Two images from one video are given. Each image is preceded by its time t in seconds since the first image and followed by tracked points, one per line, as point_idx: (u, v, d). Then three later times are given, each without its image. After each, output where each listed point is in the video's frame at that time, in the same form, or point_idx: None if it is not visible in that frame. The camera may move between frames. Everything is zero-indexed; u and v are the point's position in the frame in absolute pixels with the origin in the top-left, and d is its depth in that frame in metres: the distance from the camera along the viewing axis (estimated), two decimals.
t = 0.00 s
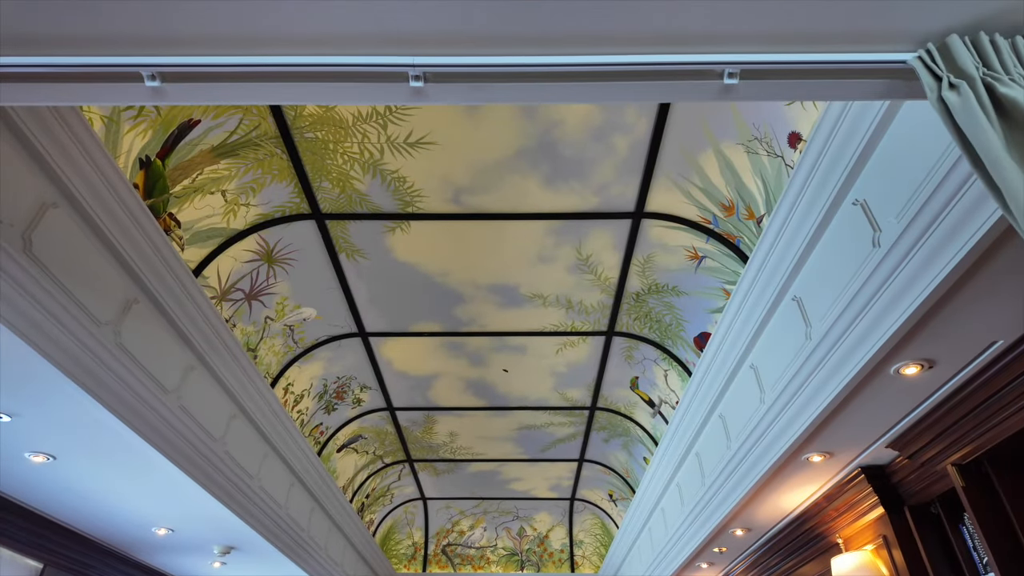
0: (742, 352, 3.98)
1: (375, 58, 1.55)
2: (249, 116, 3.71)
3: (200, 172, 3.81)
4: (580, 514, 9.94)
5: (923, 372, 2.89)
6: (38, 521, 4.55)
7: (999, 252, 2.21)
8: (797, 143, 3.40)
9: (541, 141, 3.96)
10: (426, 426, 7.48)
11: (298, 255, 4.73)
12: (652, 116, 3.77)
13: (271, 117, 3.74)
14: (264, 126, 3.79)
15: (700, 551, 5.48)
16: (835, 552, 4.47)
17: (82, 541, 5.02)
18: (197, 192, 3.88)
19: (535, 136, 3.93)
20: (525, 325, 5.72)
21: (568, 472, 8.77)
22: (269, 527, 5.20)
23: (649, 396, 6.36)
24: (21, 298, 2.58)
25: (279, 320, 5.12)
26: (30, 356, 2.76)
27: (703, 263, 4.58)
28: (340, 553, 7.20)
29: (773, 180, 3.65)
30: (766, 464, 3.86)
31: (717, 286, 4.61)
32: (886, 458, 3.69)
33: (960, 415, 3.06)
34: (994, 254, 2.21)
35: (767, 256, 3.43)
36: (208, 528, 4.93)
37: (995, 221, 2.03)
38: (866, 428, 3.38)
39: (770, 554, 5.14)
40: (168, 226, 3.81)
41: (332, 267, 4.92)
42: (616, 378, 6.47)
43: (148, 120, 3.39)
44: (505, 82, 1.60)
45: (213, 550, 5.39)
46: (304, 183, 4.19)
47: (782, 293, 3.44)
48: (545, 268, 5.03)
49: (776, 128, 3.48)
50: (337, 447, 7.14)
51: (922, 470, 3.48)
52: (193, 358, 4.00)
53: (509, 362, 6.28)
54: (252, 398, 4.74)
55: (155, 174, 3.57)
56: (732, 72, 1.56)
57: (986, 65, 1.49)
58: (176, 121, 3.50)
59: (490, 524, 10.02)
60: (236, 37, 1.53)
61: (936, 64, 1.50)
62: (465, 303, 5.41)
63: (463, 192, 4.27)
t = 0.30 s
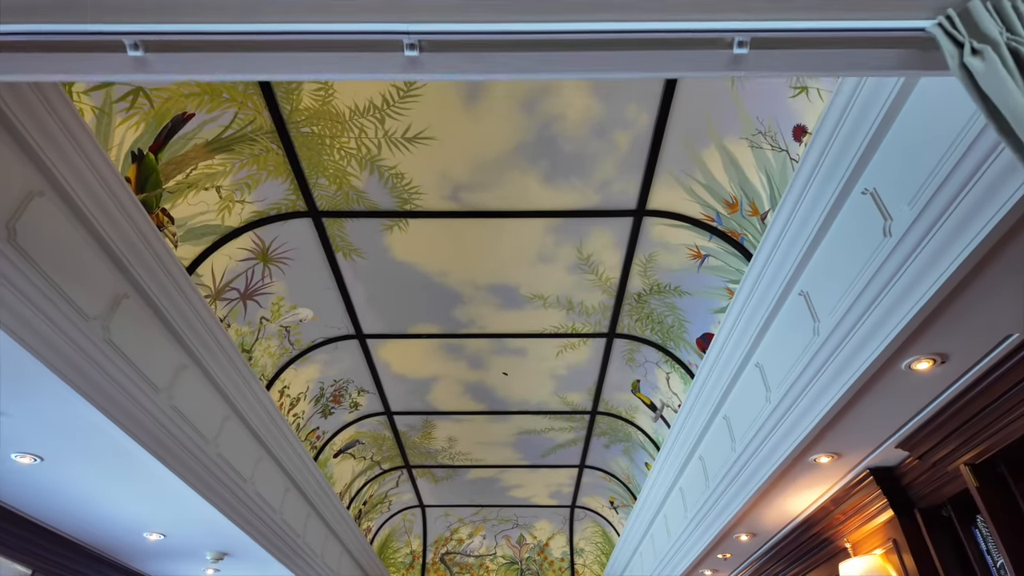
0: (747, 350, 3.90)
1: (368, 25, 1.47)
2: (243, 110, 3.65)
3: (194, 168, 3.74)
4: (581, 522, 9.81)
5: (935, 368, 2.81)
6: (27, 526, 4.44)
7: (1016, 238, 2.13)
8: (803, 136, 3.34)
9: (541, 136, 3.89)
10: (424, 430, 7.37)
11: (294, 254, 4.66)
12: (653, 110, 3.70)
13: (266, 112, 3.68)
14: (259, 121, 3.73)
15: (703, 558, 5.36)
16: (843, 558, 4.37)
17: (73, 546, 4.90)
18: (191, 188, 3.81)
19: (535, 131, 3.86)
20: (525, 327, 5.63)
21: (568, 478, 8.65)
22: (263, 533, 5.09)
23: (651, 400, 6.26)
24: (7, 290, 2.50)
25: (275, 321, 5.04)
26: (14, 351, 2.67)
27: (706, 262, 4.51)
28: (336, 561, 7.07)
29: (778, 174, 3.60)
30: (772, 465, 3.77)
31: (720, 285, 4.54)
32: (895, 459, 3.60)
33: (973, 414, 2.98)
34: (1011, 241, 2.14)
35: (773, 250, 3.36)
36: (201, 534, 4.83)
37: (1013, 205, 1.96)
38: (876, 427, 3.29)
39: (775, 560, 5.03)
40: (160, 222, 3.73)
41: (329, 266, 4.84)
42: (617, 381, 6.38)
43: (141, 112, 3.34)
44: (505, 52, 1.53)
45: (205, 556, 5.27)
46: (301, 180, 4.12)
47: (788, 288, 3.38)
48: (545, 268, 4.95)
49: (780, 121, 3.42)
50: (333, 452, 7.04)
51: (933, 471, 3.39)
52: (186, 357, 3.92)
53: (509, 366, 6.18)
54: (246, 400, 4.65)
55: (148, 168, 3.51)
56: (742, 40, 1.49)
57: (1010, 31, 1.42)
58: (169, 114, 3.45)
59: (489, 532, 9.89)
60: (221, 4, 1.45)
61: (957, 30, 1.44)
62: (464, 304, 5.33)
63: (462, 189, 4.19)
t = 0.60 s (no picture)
0: (756, 339, 3.78)
1: None
2: (232, 91, 3.51)
3: (180, 151, 3.61)
4: (581, 526, 9.62)
5: (957, 352, 2.66)
6: (8, 525, 4.27)
7: None
8: (812, 115, 3.21)
9: (540, 118, 3.75)
10: (421, 431, 7.21)
11: (285, 244, 4.51)
12: (656, 91, 3.57)
13: (255, 92, 3.54)
14: (248, 102, 3.59)
15: (708, 560, 5.20)
16: (854, 558, 4.20)
17: (59, 547, 4.73)
18: (177, 172, 3.67)
19: (535, 113, 3.72)
20: (524, 323, 5.48)
21: (569, 481, 8.47)
22: (253, 533, 4.92)
23: (653, 398, 6.11)
24: None
25: (266, 315, 4.89)
26: None
27: (710, 251, 4.37)
28: (331, 564, 6.90)
29: (787, 156, 3.47)
30: (781, 459, 3.62)
31: (726, 276, 4.39)
32: (911, 453, 3.45)
33: (996, 402, 2.83)
34: None
35: (784, 231, 3.25)
36: (188, 534, 4.67)
37: None
38: (891, 418, 3.15)
39: (783, 561, 4.86)
40: (144, 207, 3.58)
41: (322, 258, 4.69)
42: (619, 379, 6.22)
43: (123, 91, 3.20)
44: None
45: (194, 558, 5.10)
46: (292, 166, 3.98)
47: (801, 271, 3.26)
48: (545, 259, 4.80)
49: (789, 100, 3.29)
50: (328, 453, 6.87)
51: (952, 465, 3.24)
52: (170, 347, 3.79)
53: (508, 363, 6.03)
54: (235, 394, 4.50)
55: (130, 149, 3.36)
56: None
57: None
58: (154, 93, 3.30)
59: (488, 536, 9.72)
60: None
61: None
62: (461, 298, 5.18)
63: (458, 175, 4.05)
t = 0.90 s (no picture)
0: (765, 331, 3.63)
1: None
2: (218, 75, 3.38)
3: (164, 139, 3.47)
4: (583, 532, 9.44)
5: (981, 339, 2.52)
6: None
7: None
8: (822, 96, 3.08)
9: (539, 104, 3.62)
10: (418, 434, 7.04)
11: (276, 238, 4.38)
12: (659, 74, 3.44)
13: (242, 77, 3.41)
14: (236, 88, 3.46)
15: (714, 564, 5.02)
16: (868, 563, 4.04)
17: (41, 551, 4.57)
18: (162, 160, 3.54)
19: (533, 98, 3.59)
20: (523, 320, 5.33)
21: (570, 485, 8.29)
22: (242, 537, 4.76)
23: (656, 399, 5.95)
24: None
25: (257, 312, 4.75)
26: None
27: (715, 244, 4.22)
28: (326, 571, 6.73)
29: (795, 141, 3.33)
30: (792, 458, 3.46)
31: (731, 270, 4.25)
32: (929, 451, 3.29)
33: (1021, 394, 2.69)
34: None
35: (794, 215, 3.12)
36: (176, 539, 4.52)
37: None
38: (909, 411, 3.00)
39: (792, 566, 4.69)
40: (128, 195, 3.45)
41: (314, 253, 4.55)
42: (621, 379, 6.07)
43: (104, 73, 3.08)
44: None
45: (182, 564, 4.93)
46: (281, 155, 3.85)
47: (811, 257, 3.13)
48: (544, 254, 4.66)
49: (797, 81, 3.16)
50: (323, 456, 6.71)
51: (972, 462, 3.09)
52: (153, 341, 3.65)
53: (507, 362, 5.88)
54: (222, 392, 4.36)
55: (112, 135, 3.23)
56: None
57: None
58: (136, 76, 3.18)
59: (488, 543, 9.54)
60: None
61: None
62: (458, 295, 5.04)
63: (453, 165, 3.91)
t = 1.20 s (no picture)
0: (774, 320, 3.48)
1: None
2: (208, 56, 3.27)
3: (152, 122, 3.37)
4: (586, 535, 9.28)
5: (1006, 319, 2.39)
6: None
7: None
8: (833, 72, 2.97)
9: (539, 86, 3.51)
10: (418, 434, 6.90)
11: (270, 228, 4.26)
12: (663, 53, 3.32)
13: (232, 58, 3.30)
14: (226, 70, 3.35)
15: (721, 565, 4.86)
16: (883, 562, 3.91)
17: (27, 551, 4.42)
18: (150, 145, 3.43)
19: (532, 80, 3.48)
20: (524, 315, 5.20)
21: (573, 487, 8.14)
22: (236, 539, 4.58)
23: (661, 396, 5.81)
24: None
25: (250, 306, 4.63)
26: None
27: (721, 233, 4.10)
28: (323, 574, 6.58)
29: (805, 121, 3.21)
30: (804, 451, 3.31)
31: (738, 259, 4.12)
32: (947, 442, 3.15)
33: None
34: None
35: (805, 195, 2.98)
36: (166, 540, 4.37)
37: None
38: (927, 399, 2.85)
39: (803, 566, 4.54)
40: (114, 180, 3.34)
41: (309, 245, 4.44)
42: (624, 376, 5.93)
43: (88, 52, 2.97)
44: None
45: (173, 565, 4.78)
46: (274, 141, 3.74)
47: (824, 238, 2.98)
48: (545, 245, 4.54)
49: (806, 58, 3.05)
50: (320, 456, 6.57)
51: (994, 454, 2.95)
52: (140, 332, 3.47)
53: (507, 359, 5.74)
54: (216, 388, 4.17)
55: (97, 117, 3.13)
56: None
57: None
58: (122, 56, 3.07)
59: (490, 546, 9.41)
60: None
61: None
62: (457, 288, 4.92)
63: (451, 151, 3.80)
